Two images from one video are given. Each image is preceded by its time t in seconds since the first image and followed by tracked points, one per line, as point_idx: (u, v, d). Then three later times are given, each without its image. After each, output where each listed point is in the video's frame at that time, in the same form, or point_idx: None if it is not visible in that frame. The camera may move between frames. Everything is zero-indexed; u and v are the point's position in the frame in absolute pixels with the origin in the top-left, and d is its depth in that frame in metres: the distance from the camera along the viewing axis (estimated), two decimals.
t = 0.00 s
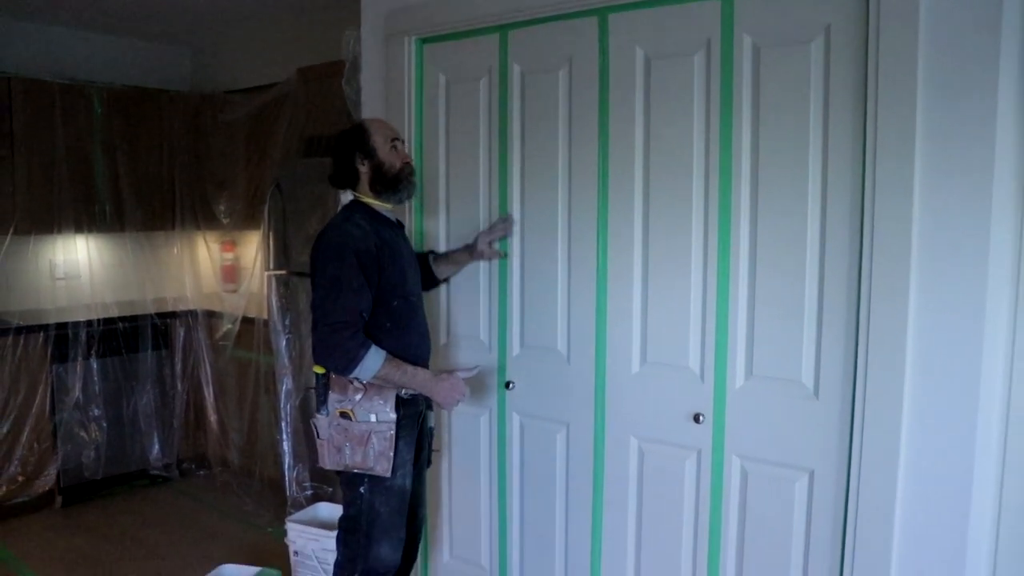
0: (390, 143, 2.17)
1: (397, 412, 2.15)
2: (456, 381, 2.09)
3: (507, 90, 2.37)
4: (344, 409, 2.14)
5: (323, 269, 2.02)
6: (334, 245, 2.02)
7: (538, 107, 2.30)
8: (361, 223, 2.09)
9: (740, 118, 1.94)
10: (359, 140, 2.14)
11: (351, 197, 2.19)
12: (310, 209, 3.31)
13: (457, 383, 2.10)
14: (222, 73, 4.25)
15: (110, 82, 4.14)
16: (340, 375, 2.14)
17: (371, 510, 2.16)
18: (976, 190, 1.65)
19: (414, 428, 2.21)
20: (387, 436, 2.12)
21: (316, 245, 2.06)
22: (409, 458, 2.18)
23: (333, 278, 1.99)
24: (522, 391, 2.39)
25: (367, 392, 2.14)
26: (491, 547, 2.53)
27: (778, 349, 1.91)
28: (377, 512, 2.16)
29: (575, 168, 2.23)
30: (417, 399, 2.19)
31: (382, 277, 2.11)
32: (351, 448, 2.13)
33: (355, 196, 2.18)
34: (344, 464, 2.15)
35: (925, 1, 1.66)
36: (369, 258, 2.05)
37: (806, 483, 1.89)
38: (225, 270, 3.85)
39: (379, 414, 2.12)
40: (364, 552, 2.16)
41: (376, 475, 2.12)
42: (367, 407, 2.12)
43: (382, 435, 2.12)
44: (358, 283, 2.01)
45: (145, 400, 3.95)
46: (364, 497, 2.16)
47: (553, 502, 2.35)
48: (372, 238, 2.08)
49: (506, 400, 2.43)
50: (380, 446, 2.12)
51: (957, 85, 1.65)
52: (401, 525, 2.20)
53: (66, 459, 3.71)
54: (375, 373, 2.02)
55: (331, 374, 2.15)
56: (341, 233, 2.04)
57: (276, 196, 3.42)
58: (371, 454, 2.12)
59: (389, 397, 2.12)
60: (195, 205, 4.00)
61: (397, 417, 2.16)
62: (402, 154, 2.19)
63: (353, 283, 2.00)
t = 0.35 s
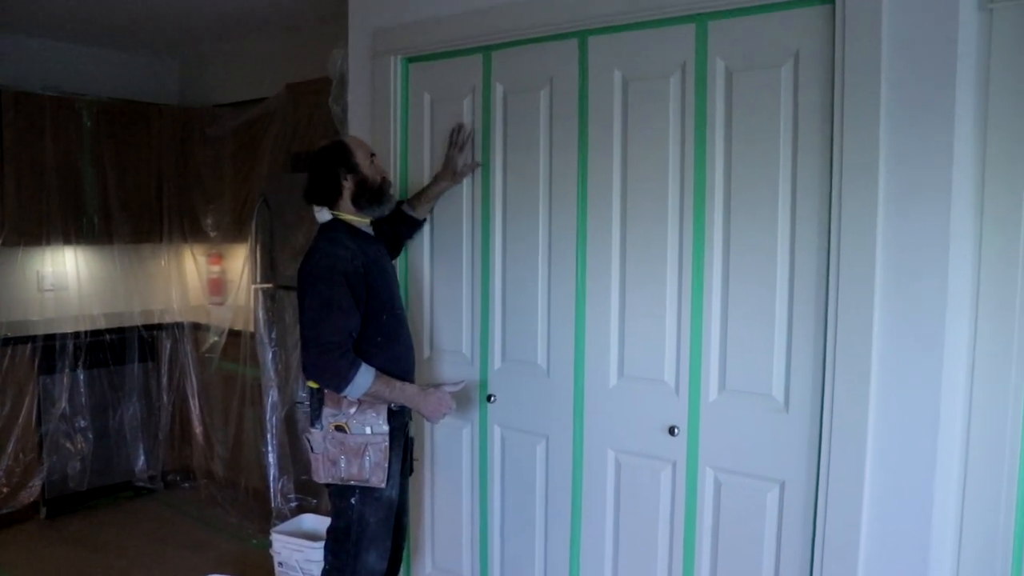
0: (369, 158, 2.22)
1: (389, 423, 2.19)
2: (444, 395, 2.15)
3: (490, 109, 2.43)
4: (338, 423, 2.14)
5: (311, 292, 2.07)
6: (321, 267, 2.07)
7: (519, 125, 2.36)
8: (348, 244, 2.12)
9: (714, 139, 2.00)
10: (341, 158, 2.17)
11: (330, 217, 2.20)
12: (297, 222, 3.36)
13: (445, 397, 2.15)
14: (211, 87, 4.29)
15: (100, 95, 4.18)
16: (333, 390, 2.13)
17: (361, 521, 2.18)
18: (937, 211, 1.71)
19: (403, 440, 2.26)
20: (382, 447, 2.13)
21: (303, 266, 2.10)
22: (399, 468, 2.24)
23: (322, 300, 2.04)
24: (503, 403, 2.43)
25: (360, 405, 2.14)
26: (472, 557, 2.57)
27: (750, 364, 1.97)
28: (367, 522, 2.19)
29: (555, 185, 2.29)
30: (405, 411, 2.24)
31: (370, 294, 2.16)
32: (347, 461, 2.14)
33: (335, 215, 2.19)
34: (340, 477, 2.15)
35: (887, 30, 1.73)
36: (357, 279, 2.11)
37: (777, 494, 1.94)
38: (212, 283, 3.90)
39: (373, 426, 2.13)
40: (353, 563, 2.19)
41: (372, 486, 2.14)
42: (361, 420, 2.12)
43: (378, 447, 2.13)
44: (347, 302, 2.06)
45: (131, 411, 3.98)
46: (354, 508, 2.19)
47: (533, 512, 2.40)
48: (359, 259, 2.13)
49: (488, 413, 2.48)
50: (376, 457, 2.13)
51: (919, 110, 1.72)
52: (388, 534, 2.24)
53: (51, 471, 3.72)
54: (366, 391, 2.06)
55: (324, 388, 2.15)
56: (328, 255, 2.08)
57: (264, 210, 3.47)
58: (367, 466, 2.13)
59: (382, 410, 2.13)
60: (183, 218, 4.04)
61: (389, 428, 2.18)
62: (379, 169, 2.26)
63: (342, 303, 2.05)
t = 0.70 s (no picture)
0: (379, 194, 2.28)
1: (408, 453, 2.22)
2: (459, 426, 2.20)
3: (503, 145, 2.48)
4: (358, 453, 2.18)
5: (329, 328, 2.10)
6: (339, 303, 2.11)
7: (532, 160, 2.41)
8: (362, 280, 2.17)
9: (722, 173, 2.03)
10: (349, 197, 2.21)
11: (342, 253, 2.26)
12: (314, 253, 3.42)
13: (461, 428, 2.20)
14: (232, 121, 4.40)
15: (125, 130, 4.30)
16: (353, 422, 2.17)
17: (378, 550, 2.20)
18: (943, 244, 1.73)
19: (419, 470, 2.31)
20: (401, 477, 2.17)
21: (321, 302, 2.15)
22: (415, 496, 2.27)
23: (341, 336, 2.08)
24: (517, 434, 2.46)
25: (379, 435, 2.17)
26: None
27: (760, 395, 1.99)
28: (385, 551, 2.21)
29: (567, 218, 2.33)
30: (421, 441, 2.28)
31: (387, 328, 2.20)
32: (367, 491, 2.16)
33: (348, 250, 2.26)
34: (360, 508, 2.17)
35: (889, 67, 1.77)
36: (374, 314, 2.15)
37: (788, 524, 1.96)
38: (232, 313, 3.96)
39: (392, 456, 2.16)
40: None
41: (392, 516, 2.17)
42: (380, 450, 2.16)
43: (397, 477, 2.16)
44: (364, 339, 2.10)
45: (151, 441, 4.03)
46: (372, 538, 2.21)
47: (547, 542, 2.41)
48: (375, 295, 2.17)
49: (502, 443, 2.51)
50: (395, 487, 2.16)
51: (923, 144, 1.74)
52: (405, 561, 2.27)
53: (73, 499, 3.77)
54: (385, 425, 2.10)
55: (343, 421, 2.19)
56: (344, 290, 2.13)
57: (281, 244, 3.51)
58: (387, 495, 2.16)
59: (401, 440, 2.17)
60: (203, 250, 4.12)
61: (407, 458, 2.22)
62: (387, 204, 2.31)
63: (360, 338, 2.09)
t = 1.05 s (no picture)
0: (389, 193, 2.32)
1: (408, 447, 2.26)
2: (454, 425, 2.22)
3: (506, 143, 2.51)
4: (356, 447, 2.21)
5: (329, 321, 2.14)
6: (339, 297, 2.15)
7: (535, 158, 2.44)
8: (365, 275, 2.21)
9: (720, 173, 2.05)
10: (360, 191, 2.25)
11: (349, 248, 2.30)
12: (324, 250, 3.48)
13: (455, 428, 2.23)
14: (246, 120, 4.46)
15: (140, 128, 4.37)
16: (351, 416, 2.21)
17: (376, 542, 2.24)
18: (937, 244, 1.74)
19: (418, 465, 2.33)
20: (399, 472, 2.20)
21: (323, 295, 2.19)
22: (413, 491, 2.30)
23: (340, 329, 2.12)
24: (518, 430, 2.49)
25: (378, 430, 2.20)
26: None
27: (755, 392, 2.01)
28: (382, 544, 2.25)
29: (568, 216, 2.36)
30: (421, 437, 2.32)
31: (386, 325, 2.23)
32: (364, 485, 2.20)
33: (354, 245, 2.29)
34: (357, 500, 2.21)
35: (885, 67, 1.78)
36: (373, 309, 2.18)
37: (783, 521, 1.98)
38: (244, 309, 4.03)
39: (390, 451, 2.19)
40: None
41: (388, 509, 2.20)
42: (379, 444, 2.19)
43: (394, 471, 2.20)
44: (363, 332, 2.14)
45: (164, 433, 4.08)
46: (369, 530, 2.24)
47: (546, 536, 2.44)
48: (376, 288, 2.21)
49: (503, 439, 2.54)
50: (392, 481, 2.19)
51: (918, 145, 1.76)
52: (402, 555, 2.30)
53: (87, 490, 3.84)
54: (379, 419, 2.13)
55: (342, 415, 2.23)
56: (347, 285, 2.17)
57: (293, 239, 3.58)
58: (384, 489, 2.20)
59: (399, 434, 2.19)
60: (216, 246, 4.18)
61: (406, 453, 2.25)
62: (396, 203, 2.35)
63: (358, 331, 2.13)
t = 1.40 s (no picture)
0: (380, 191, 2.33)
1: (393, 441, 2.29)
2: (439, 423, 2.25)
3: (496, 140, 2.54)
4: (343, 439, 2.26)
5: (318, 314, 2.19)
6: (327, 291, 2.19)
7: (523, 156, 2.46)
8: (355, 271, 2.24)
9: (702, 172, 2.08)
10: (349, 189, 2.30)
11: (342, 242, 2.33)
12: (318, 245, 3.53)
13: (440, 426, 2.25)
14: (246, 115, 4.50)
15: (141, 123, 4.42)
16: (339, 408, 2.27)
17: (361, 533, 2.28)
18: (912, 244, 1.77)
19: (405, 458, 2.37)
20: (384, 464, 2.23)
21: (314, 288, 2.23)
22: (399, 485, 2.33)
23: (327, 323, 2.16)
24: (504, 424, 2.52)
25: (364, 422, 2.25)
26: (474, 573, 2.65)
27: (734, 389, 2.03)
28: (367, 536, 2.28)
29: (554, 214, 2.39)
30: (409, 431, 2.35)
31: (374, 320, 2.27)
32: (349, 476, 2.24)
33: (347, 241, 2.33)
34: (342, 492, 2.25)
35: (864, 69, 1.81)
36: (360, 304, 2.21)
37: (760, 516, 2.01)
38: (243, 303, 4.07)
39: (376, 443, 2.24)
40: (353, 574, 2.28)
41: (373, 501, 2.23)
42: (364, 436, 2.24)
43: (379, 463, 2.23)
44: (350, 328, 2.17)
45: (161, 425, 4.14)
46: (354, 521, 2.28)
47: (531, 529, 2.48)
48: (365, 285, 2.24)
49: (490, 433, 2.57)
50: (377, 473, 2.23)
51: (895, 146, 1.78)
52: (388, 547, 2.33)
53: (84, 480, 3.89)
54: (364, 413, 2.17)
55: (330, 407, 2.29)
56: (337, 280, 2.20)
57: (288, 235, 3.63)
58: (369, 481, 2.23)
59: (385, 428, 2.24)
60: (215, 241, 4.23)
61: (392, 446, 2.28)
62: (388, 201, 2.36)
63: (345, 327, 2.17)
